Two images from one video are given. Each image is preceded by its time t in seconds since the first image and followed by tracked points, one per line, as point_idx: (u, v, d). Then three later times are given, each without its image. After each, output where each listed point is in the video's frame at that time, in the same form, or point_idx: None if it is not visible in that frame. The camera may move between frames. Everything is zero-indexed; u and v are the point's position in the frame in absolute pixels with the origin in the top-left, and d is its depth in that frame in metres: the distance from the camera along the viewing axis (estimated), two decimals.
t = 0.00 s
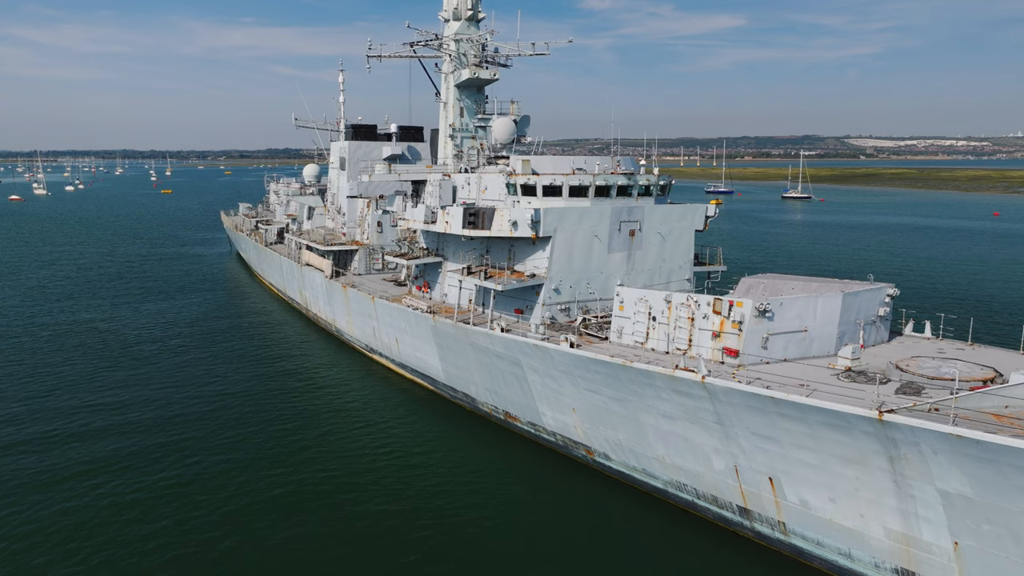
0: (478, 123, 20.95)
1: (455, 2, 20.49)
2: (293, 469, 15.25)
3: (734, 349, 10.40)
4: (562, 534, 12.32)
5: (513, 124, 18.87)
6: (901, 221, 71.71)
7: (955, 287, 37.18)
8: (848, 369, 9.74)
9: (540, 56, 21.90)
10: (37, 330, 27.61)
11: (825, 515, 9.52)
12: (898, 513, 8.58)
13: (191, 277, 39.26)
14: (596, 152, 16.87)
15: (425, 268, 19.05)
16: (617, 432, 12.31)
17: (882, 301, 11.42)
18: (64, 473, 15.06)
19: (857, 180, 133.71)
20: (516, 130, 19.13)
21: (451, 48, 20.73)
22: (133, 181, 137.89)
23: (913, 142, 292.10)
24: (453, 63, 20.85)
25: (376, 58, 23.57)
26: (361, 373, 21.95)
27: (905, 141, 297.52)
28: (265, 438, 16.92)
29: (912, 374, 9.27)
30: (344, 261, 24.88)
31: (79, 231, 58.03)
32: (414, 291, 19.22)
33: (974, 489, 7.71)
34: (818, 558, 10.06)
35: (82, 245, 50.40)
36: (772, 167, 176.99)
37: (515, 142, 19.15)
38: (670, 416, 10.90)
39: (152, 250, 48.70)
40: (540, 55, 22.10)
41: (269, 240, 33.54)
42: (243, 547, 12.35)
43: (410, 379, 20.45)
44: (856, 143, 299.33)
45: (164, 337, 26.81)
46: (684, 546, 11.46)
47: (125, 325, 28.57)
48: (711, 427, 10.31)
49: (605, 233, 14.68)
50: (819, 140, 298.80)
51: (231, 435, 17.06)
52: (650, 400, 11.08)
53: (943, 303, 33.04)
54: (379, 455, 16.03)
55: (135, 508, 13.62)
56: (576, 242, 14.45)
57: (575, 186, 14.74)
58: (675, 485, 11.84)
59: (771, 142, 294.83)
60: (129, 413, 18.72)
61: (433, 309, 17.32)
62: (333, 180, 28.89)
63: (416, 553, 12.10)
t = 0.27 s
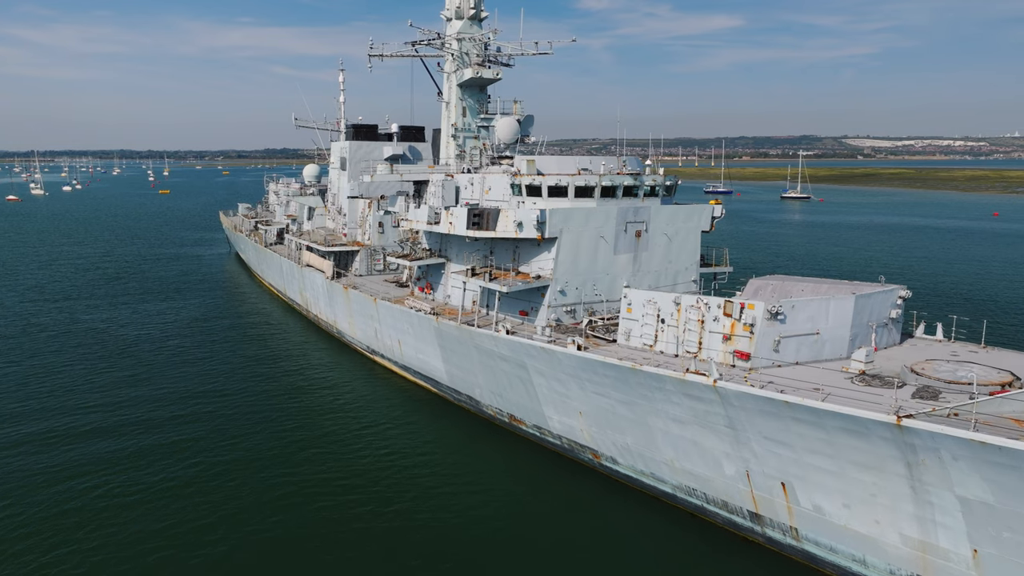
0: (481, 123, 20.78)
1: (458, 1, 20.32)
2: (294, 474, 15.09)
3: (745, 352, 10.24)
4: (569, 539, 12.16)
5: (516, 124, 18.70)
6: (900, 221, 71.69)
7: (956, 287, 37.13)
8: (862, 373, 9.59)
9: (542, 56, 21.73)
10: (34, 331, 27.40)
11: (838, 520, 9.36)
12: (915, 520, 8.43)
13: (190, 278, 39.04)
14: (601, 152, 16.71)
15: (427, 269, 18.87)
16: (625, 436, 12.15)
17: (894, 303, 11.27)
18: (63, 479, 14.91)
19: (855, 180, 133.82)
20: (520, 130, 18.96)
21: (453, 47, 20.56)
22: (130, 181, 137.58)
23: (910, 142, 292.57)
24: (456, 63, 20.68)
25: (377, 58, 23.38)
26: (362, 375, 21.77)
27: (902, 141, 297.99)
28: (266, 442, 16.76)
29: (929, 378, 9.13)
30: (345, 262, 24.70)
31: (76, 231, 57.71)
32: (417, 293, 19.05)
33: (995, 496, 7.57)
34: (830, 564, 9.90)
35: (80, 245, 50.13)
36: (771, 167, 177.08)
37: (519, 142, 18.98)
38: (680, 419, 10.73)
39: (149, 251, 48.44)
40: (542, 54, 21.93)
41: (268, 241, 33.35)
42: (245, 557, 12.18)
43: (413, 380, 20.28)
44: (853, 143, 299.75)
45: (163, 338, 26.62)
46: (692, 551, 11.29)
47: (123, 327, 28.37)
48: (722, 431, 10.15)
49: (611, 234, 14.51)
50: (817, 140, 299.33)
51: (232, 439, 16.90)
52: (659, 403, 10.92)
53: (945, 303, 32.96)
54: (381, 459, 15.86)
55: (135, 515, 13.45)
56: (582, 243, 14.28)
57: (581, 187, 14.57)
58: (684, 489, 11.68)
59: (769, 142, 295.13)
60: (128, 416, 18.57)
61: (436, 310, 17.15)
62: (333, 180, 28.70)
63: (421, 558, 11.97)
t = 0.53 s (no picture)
0: (484, 122, 20.61)
1: None
2: (296, 476, 14.92)
3: (757, 355, 10.08)
4: (576, 543, 11.99)
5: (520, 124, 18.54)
6: (900, 221, 71.72)
7: (957, 287, 37.07)
8: (877, 376, 9.45)
9: (545, 55, 21.57)
10: (32, 333, 27.20)
11: (853, 527, 9.19)
12: (933, 526, 8.26)
13: (189, 279, 38.85)
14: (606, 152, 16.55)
15: (430, 270, 18.71)
16: (633, 440, 11.99)
17: (906, 304, 11.12)
18: (62, 482, 14.74)
19: (853, 180, 133.81)
20: (524, 130, 18.80)
21: (456, 46, 20.39)
22: (128, 181, 137.30)
23: (908, 142, 292.86)
24: (458, 62, 20.51)
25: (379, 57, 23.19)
26: (363, 377, 21.56)
27: (901, 142, 298.23)
28: (267, 444, 16.59)
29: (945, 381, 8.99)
30: (346, 263, 24.52)
31: (74, 232, 57.41)
32: (419, 294, 18.88)
33: (1016, 503, 7.44)
34: (844, 570, 9.72)
35: (78, 246, 49.90)
36: (769, 167, 177.18)
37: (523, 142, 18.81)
38: (691, 424, 10.56)
39: (148, 252, 48.23)
40: (545, 53, 21.77)
41: (268, 241, 33.15)
42: (247, 562, 12.02)
43: (415, 382, 20.08)
44: (852, 143, 299.96)
45: (162, 339, 26.41)
46: (702, 557, 11.10)
47: (122, 327, 28.17)
48: (734, 435, 9.99)
49: (618, 235, 14.35)
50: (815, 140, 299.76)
51: (232, 441, 16.73)
52: (669, 407, 10.76)
53: (948, 303, 32.87)
54: (384, 461, 15.68)
55: (135, 519, 13.28)
56: (588, 244, 14.12)
57: (587, 187, 14.39)
58: (693, 494, 11.50)
59: (768, 142, 295.26)
60: (126, 417, 18.35)
61: (439, 312, 16.98)
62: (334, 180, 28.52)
63: (424, 561, 11.82)
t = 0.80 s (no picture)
0: (486, 122, 20.43)
1: None
2: (297, 479, 14.72)
3: (770, 358, 9.92)
4: (583, 548, 11.81)
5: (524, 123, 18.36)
6: (899, 221, 71.71)
7: (959, 287, 37.01)
8: (892, 380, 9.30)
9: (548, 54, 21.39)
10: (29, 333, 26.97)
11: (869, 534, 9.00)
12: (953, 534, 8.10)
13: (187, 279, 38.61)
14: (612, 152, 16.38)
15: (433, 271, 18.52)
16: (642, 444, 11.81)
17: (920, 306, 10.96)
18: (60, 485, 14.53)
19: (852, 180, 133.89)
20: (527, 130, 18.62)
21: (459, 45, 20.20)
22: (125, 181, 136.77)
23: (906, 142, 293.32)
24: (461, 61, 20.32)
25: (381, 56, 22.98)
26: (365, 379, 21.34)
27: (898, 142, 298.67)
28: (267, 446, 16.38)
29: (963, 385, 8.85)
30: (347, 264, 24.32)
31: (71, 232, 57.06)
32: (422, 295, 18.69)
33: None
34: None
35: (75, 246, 49.60)
36: (767, 167, 177.24)
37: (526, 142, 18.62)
38: (702, 428, 10.39)
39: (146, 252, 47.97)
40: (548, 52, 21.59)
41: (268, 242, 32.92)
42: (249, 566, 11.81)
43: (417, 384, 19.88)
44: (849, 143, 300.31)
45: (161, 341, 26.17)
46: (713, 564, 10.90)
47: (120, 328, 27.94)
48: (746, 440, 9.82)
49: (624, 236, 14.18)
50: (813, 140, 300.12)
51: (232, 443, 16.52)
52: (679, 411, 10.58)
53: (951, 304, 32.77)
54: (387, 464, 15.48)
55: (133, 522, 13.07)
56: (594, 245, 13.94)
57: (593, 187, 14.22)
58: (703, 498, 11.33)
59: (766, 142, 295.52)
60: (124, 419, 18.15)
61: (443, 314, 16.80)
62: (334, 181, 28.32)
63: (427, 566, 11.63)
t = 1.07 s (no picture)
0: (489, 122, 20.25)
1: None
2: (298, 482, 14.54)
3: (782, 362, 9.76)
4: (590, 553, 11.66)
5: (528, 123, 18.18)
6: (898, 221, 71.68)
7: (960, 287, 36.96)
8: (908, 384, 9.15)
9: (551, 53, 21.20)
10: (26, 334, 26.78)
11: (884, 541, 8.84)
12: (971, 541, 7.96)
13: (186, 280, 38.39)
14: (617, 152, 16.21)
15: (435, 272, 18.35)
16: (649, 448, 11.64)
17: (932, 309, 10.81)
18: (57, 487, 14.35)
19: (850, 180, 133.91)
20: (531, 130, 18.44)
21: (461, 44, 20.02)
22: (122, 182, 136.33)
23: (903, 142, 293.74)
24: (463, 60, 20.13)
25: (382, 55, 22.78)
26: (365, 381, 21.15)
27: (896, 142, 299.01)
28: (267, 449, 16.19)
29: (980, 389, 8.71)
30: (348, 265, 24.13)
31: (68, 232, 56.76)
32: (424, 297, 18.52)
33: None
34: None
35: (72, 246, 49.36)
36: (766, 167, 177.27)
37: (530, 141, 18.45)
38: (712, 432, 10.23)
39: (145, 253, 47.74)
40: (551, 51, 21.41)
41: (267, 243, 32.71)
42: (251, 571, 11.65)
43: (419, 386, 19.70)
44: (847, 143, 300.57)
45: (159, 342, 25.95)
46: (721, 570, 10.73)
47: (118, 329, 27.75)
48: (758, 445, 9.65)
49: (631, 237, 14.01)
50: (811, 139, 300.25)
51: (232, 446, 16.32)
52: (689, 415, 10.42)
53: (953, 304, 32.68)
54: (389, 467, 15.31)
55: (131, 526, 12.92)
56: (600, 246, 13.78)
57: (599, 188, 14.05)
58: (712, 503, 11.16)
59: (764, 142, 295.74)
60: (123, 420, 17.99)
61: (446, 315, 16.64)
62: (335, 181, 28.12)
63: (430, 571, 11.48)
